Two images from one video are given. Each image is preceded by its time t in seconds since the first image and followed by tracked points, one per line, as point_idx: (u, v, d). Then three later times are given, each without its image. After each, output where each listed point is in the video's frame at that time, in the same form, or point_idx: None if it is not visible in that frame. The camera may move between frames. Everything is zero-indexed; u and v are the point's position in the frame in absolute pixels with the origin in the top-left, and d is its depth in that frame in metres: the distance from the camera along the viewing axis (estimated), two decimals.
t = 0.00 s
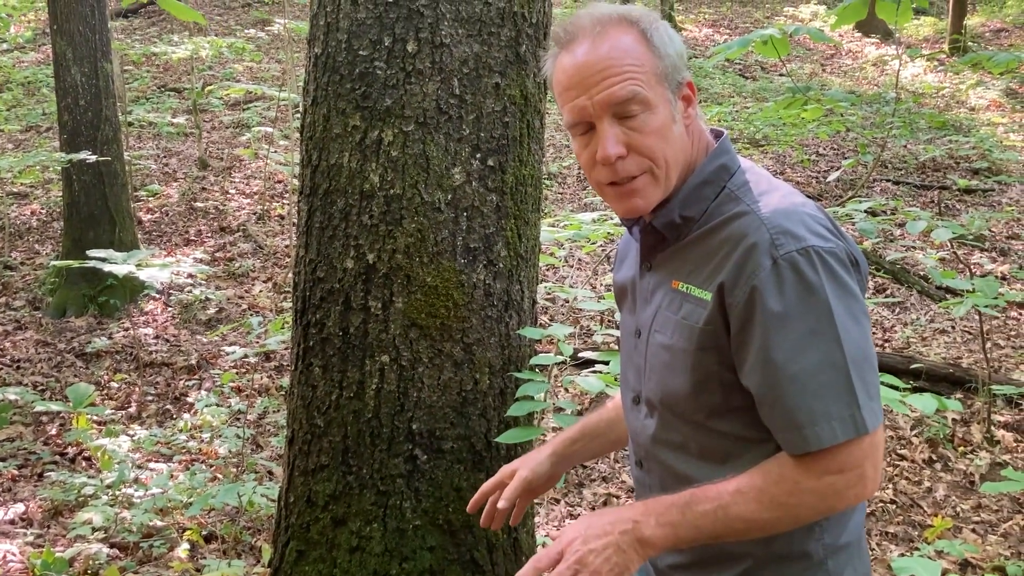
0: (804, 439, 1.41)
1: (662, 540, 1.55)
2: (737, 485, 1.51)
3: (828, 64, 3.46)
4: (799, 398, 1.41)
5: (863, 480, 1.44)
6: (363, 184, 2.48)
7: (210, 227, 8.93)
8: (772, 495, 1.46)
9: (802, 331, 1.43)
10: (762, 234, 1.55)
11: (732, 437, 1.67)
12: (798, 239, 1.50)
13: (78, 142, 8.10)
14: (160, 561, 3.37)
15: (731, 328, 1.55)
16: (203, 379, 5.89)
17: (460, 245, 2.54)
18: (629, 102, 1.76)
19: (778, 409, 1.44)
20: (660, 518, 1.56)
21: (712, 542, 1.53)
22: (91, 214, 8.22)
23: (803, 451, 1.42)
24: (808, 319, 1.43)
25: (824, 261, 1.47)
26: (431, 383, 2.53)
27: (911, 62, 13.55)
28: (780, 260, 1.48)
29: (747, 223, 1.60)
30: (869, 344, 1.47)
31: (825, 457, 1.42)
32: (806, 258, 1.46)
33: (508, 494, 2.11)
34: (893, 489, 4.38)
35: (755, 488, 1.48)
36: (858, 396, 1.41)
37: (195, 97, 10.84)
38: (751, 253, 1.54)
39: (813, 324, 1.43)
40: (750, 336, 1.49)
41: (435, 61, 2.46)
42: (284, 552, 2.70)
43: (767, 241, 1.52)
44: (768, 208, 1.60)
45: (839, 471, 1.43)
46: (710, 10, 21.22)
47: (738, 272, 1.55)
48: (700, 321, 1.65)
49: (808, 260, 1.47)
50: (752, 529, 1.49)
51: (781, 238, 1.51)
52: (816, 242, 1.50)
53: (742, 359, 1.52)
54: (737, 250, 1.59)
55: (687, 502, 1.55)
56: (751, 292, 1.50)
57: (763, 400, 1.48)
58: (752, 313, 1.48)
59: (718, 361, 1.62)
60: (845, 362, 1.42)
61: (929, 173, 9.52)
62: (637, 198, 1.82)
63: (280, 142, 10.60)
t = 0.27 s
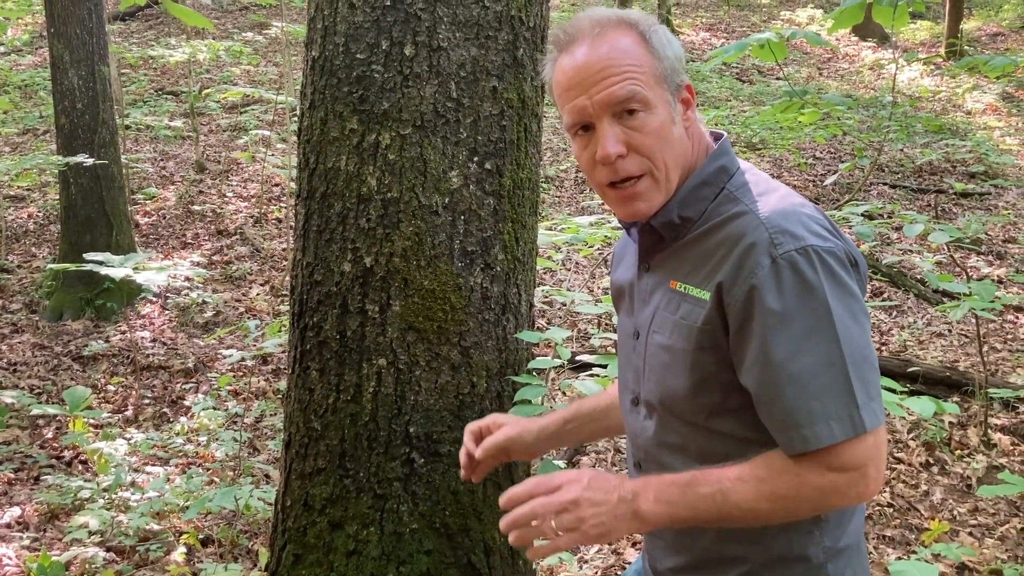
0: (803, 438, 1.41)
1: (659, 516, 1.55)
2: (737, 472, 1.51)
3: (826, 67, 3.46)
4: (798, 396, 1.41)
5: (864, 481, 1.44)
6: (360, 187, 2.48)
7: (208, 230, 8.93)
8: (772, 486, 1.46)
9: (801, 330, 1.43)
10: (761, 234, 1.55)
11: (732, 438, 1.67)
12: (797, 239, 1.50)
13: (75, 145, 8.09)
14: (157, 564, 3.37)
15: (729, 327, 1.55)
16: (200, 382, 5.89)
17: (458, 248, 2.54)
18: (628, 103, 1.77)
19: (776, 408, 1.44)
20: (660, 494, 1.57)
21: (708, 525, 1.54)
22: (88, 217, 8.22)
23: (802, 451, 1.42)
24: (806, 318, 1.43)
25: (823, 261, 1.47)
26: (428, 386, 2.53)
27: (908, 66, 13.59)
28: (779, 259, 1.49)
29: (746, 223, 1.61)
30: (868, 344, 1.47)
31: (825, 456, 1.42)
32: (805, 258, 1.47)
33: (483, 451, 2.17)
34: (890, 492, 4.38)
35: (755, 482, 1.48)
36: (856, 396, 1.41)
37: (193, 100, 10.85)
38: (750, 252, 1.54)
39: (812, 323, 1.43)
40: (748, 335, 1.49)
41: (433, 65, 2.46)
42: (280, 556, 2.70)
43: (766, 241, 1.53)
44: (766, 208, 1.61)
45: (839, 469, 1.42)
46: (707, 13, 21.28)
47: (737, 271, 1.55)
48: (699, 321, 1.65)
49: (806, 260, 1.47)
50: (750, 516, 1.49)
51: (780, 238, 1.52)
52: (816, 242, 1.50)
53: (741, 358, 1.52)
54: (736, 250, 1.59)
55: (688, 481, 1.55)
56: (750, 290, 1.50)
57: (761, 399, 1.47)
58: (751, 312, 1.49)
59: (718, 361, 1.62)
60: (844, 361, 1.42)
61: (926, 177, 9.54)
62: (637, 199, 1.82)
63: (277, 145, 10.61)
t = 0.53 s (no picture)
0: (795, 439, 1.41)
1: (648, 488, 1.55)
2: (730, 458, 1.52)
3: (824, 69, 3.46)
4: (791, 397, 1.41)
5: (858, 482, 1.44)
6: (356, 189, 2.48)
7: (205, 232, 8.93)
8: (763, 477, 1.47)
9: (795, 331, 1.43)
10: (756, 235, 1.55)
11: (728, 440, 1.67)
12: (792, 240, 1.50)
13: (72, 147, 8.08)
14: (153, 567, 3.37)
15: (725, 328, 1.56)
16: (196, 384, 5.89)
17: (454, 250, 2.55)
18: (624, 105, 1.77)
19: (769, 409, 1.44)
20: (651, 467, 1.57)
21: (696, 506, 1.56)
22: (85, 219, 8.21)
23: (794, 451, 1.42)
24: (800, 320, 1.43)
25: (817, 263, 1.47)
26: (425, 388, 2.53)
27: (905, 68, 13.62)
28: (774, 260, 1.49)
29: (742, 225, 1.61)
30: (863, 345, 1.47)
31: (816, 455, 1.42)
32: (799, 259, 1.47)
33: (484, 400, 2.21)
34: (887, 494, 4.38)
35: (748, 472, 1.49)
36: (849, 397, 1.41)
37: (190, 102, 10.85)
38: (746, 254, 1.55)
39: (806, 323, 1.43)
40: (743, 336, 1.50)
41: (430, 67, 2.47)
42: (277, 558, 2.69)
43: (762, 242, 1.53)
44: (763, 210, 1.61)
45: (831, 469, 1.42)
46: (704, 16, 21.30)
47: (732, 273, 1.56)
48: (695, 323, 1.65)
49: (801, 262, 1.47)
50: (737, 504, 1.50)
51: (776, 239, 1.52)
52: (811, 243, 1.50)
53: (736, 359, 1.52)
54: (731, 251, 1.59)
55: (681, 458, 1.56)
56: (745, 292, 1.50)
57: (755, 399, 1.48)
58: (745, 313, 1.49)
59: (714, 363, 1.63)
60: (838, 362, 1.42)
61: (923, 179, 9.56)
62: (634, 201, 1.82)
63: (275, 147, 10.61)
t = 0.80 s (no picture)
0: (794, 442, 1.41)
1: (648, 517, 1.54)
2: (724, 475, 1.51)
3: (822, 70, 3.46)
4: (790, 399, 1.41)
5: (855, 485, 1.44)
6: (354, 190, 2.48)
7: (202, 233, 8.93)
8: (761, 486, 1.46)
9: (796, 332, 1.43)
10: (757, 236, 1.56)
11: (728, 442, 1.67)
12: (793, 241, 1.51)
13: (69, 148, 8.08)
14: (151, 568, 3.38)
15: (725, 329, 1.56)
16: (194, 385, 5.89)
17: (453, 250, 2.55)
18: (624, 106, 1.78)
19: (768, 410, 1.44)
20: (647, 495, 1.56)
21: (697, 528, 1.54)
22: (83, 220, 8.21)
23: (792, 454, 1.42)
24: (801, 321, 1.43)
25: (818, 264, 1.48)
26: (423, 389, 2.52)
27: (902, 69, 13.65)
28: (775, 261, 1.49)
29: (742, 225, 1.61)
30: (863, 347, 1.47)
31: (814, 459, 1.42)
32: (800, 260, 1.47)
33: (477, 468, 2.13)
34: (885, 494, 4.38)
35: (745, 481, 1.48)
36: (849, 399, 1.41)
37: (188, 102, 10.85)
38: (746, 255, 1.55)
39: (807, 325, 1.43)
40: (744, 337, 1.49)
41: (428, 67, 2.47)
42: (274, 559, 2.69)
43: (762, 243, 1.53)
44: (763, 211, 1.61)
45: (830, 473, 1.42)
46: (702, 17, 21.33)
47: (733, 274, 1.56)
48: (695, 324, 1.65)
49: (802, 263, 1.47)
50: (736, 520, 1.49)
51: (777, 241, 1.52)
52: (811, 245, 1.51)
53: (737, 360, 1.52)
54: (732, 252, 1.59)
55: (676, 482, 1.55)
56: (746, 292, 1.50)
57: (754, 401, 1.48)
58: (746, 314, 1.49)
59: (714, 364, 1.63)
60: (838, 364, 1.42)
61: (920, 180, 9.58)
62: (633, 201, 1.83)
63: (273, 148, 10.61)
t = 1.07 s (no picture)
0: (801, 442, 1.41)
1: (659, 528, 1.55)
2: (733, 480, 1.51)
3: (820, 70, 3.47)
4: (795, 399, 1.41)
5: (861, 484, 1.44)
6: (353, 190, 2.48)
7: (201, 233, 8.93)
8: (768, 489, 1.46)
9: (799, 333, 1.43)
10: (759, 237, 1.56)
11: (728, 444, 1.67)
12: (794, 241, 1.51)
13: (68, 147, 8.07)
14: (149, 568, 3.37)
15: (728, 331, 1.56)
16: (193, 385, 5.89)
17: (451, 250, 2.55)
18: (623, 107, 1.78)
19: (774, 411, 1.44)
20: (656, 504, 1.57)
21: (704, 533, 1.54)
22: (81, 220, 8.20)
23: (799, 454, 1.42)
24: (804, 321, 1.44)
25: (820, 265, 1.48)
26: (422, 389, 2.52)
27: (900, 69, 13.67)
28: (776, 262, 1.49)
29: (743, 226, 1.61)
30: (866, 347, 1.48)
31: (821, 460, 1.42)
32: (801, 261, 1.47)
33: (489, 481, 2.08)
34: (883, 494, 4.39)
35: (753, 485, 1.48)
36: (853, 398, 1.41)
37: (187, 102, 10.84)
38: (747, 256, 1.55)
39: (810, 325, 1.44)
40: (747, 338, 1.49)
41: (427, 67, 2.47)
42: (273, 559, 2.69)
43: (764, 244, 1.53)
44: (764, 211, 1.61)
45: (836, 473, 1.43)
46: (700, 17, 21.36)
47: (734, 275, 1.56)
48: (697, 325, 1.65)
49: (803, 263, 1.48)
50: (746, 523, 1.49)
51: (778, 241, 1.52)
52: (813, 245, 1.51)
53: (739, 361, 1.52)
54: (733, 253, 1.60)
55: (684, 492, 1.56)
56: (748, 293, 1.50)
57: (759, 402, 1.48)
58: (748, 315, 1.49)
59: (714, 365, 1.63)
60: (841, 363, 1.43)
61: (918, 180, 9.60)
62: (632, 203, 1.83)
63: (271, 148, 10.61)
